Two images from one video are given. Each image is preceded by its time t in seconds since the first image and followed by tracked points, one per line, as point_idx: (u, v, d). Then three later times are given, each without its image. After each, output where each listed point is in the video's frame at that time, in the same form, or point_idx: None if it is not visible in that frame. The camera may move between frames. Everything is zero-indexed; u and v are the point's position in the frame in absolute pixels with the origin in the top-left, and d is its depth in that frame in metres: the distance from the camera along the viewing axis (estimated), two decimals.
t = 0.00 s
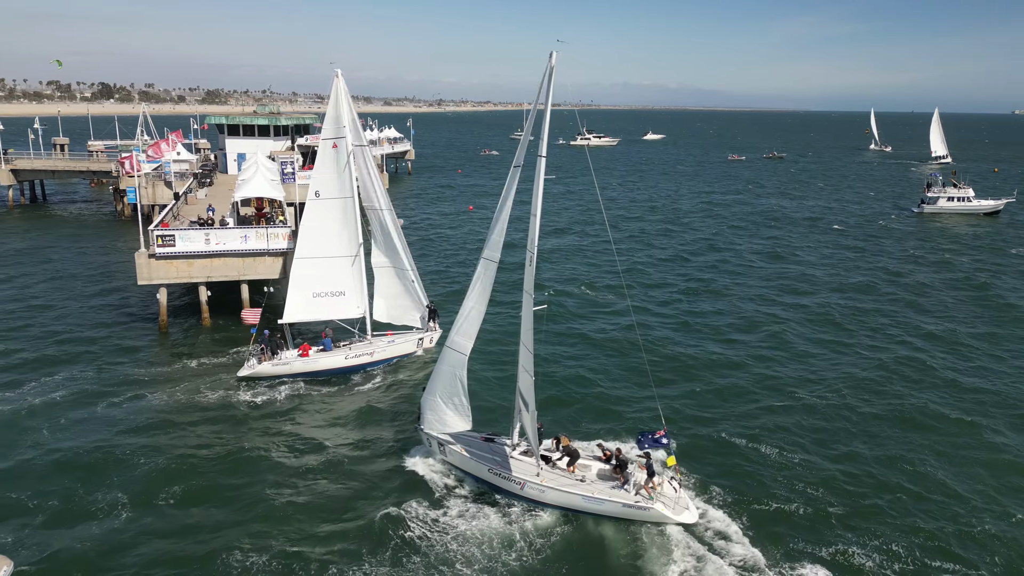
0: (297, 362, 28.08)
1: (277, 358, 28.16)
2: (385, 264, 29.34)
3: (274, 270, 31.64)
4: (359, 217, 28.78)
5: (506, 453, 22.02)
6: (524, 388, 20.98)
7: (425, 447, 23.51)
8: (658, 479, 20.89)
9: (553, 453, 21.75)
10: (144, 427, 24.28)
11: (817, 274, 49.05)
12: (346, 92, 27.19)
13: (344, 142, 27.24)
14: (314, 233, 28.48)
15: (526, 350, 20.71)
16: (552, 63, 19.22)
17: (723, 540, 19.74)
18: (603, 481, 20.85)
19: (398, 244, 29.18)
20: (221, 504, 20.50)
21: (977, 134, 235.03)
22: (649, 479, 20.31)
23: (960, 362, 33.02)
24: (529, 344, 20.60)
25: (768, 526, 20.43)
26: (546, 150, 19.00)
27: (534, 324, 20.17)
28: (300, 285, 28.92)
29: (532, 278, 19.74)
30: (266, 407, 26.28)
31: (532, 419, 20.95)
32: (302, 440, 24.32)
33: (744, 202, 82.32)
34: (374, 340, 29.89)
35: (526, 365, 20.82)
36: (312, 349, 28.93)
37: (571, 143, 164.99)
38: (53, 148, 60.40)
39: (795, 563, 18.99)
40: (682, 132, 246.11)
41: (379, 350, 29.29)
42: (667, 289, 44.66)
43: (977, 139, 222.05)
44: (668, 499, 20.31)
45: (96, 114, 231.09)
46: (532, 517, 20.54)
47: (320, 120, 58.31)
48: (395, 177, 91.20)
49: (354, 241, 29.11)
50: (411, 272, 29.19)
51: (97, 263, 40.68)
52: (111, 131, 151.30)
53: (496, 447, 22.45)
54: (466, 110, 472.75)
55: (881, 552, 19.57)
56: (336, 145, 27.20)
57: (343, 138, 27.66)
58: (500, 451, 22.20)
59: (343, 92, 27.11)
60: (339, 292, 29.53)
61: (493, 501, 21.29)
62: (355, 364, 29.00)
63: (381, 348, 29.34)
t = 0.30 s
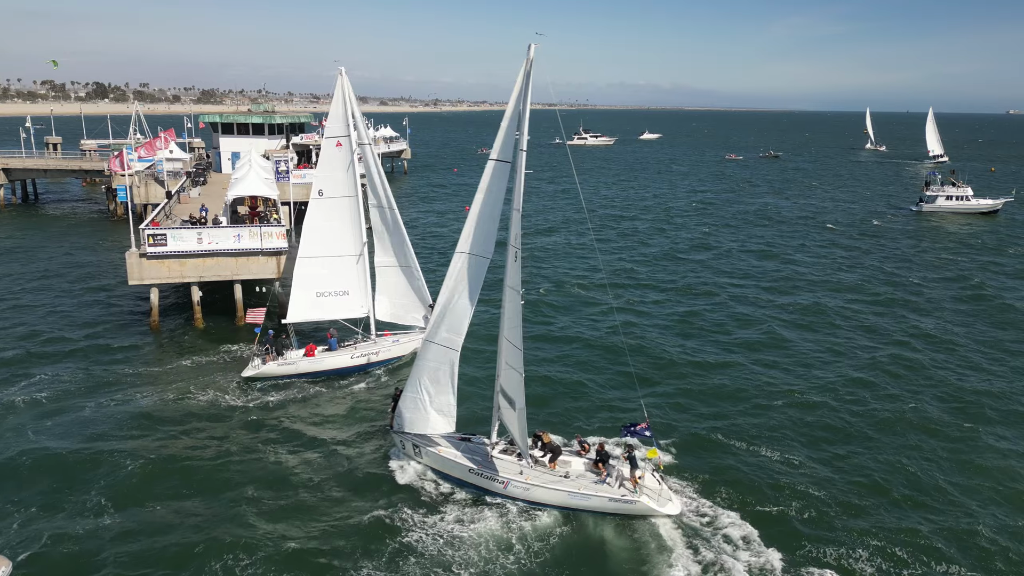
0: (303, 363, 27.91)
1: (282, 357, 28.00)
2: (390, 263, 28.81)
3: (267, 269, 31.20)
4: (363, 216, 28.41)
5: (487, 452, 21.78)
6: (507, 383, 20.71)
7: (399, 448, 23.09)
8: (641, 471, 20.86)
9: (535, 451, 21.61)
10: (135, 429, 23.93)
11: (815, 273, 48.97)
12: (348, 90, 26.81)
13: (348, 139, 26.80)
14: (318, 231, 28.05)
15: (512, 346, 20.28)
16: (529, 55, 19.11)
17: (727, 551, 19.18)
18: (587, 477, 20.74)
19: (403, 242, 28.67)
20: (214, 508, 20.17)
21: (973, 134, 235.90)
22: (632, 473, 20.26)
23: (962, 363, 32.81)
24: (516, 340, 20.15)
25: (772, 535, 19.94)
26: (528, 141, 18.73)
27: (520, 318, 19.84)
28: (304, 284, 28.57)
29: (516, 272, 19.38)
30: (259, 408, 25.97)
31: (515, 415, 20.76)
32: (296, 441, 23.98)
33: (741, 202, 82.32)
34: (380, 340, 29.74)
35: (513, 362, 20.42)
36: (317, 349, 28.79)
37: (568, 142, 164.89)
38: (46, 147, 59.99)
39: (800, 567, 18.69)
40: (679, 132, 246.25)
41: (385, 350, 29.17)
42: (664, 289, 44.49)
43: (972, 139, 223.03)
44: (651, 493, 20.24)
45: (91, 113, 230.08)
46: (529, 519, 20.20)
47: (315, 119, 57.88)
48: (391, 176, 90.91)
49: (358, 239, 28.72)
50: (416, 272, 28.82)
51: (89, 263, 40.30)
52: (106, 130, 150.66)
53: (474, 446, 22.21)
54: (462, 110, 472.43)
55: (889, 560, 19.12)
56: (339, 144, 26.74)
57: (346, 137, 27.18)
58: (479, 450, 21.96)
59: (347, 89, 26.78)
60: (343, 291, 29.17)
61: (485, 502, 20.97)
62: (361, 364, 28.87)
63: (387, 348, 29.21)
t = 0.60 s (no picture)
0: (311, 362, 27.78)
1: (289, 357, 27.82)
2: (393, 262, 28.52)
3: (263, 270, 30.83)
4: (364, 213, 28.09)
5: (467, 454, 21.55)
6: (489, 382, 20.29)
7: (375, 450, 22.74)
8: (621, 467, 21.04)
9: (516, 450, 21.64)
10: (127, 432, 23.63)
11: (815, 273, 48.79)
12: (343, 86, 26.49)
13: (347, 137, 26.50)
14: (318, 231, 27.66)
15: (495, 345, 19.83)
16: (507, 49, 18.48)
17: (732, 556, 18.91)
18: (569, 475, 20.86)
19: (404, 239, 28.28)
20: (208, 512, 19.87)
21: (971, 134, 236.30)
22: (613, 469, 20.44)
23: (966, 364, 32.60)
24: (499, 340, 19.68)
25: (777, 540, 19.69)
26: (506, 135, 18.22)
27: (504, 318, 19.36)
28: (307, 285, 28.25)
29: (498, 270, 19.00)
30: (254, 409, 25.67)
31: (497, 413, 20.43)
32: (292, 443, 23.68)
33: (741, 202, 82.19)
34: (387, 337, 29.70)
35: (497, 362, 19.93)
36: (324, 348, 28.66)
37: (566, 142, 164.66)
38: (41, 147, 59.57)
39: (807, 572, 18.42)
40: (677, 131, 246.09)
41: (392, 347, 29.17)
42: (664, 288, 44.28)
43: (971, 138, 223.30)
44: (632, 489, 20.38)
45: (87, 113, 229.32)
46: (529, 524, 19.87)
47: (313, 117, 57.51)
48: (389, 176, 90.62)
49: (359, 238, 28.39)
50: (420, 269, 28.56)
51: (83, 264, 39.98)
52: (102, 130, 150.12)
53: (452, 448, 21.94)
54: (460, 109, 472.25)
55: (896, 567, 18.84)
56: (337, 142, 26.44)
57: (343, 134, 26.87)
58: (459, 452, 21.73)
59: (343, 86, 26.41)
60: (346, 291, 28.88)
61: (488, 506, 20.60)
62: (369, 362, 28.82)
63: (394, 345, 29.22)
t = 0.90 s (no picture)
0: (321, 359, 27.88)
1: (298, 356, 27.79)
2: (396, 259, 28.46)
3: (261, 270, 30.54)
4: (365, 210, 27.89)
5: (447, 455, 21.31)
6: (469, 381, 20.05)
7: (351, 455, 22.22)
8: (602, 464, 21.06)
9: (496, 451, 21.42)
10: (123, 435, 23.34)
11: (817, 273, 48.61)
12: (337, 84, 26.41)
13: (343, 136, 26.26)
14: (318, 230, 27.37)
15: (476, 345, 19.55)
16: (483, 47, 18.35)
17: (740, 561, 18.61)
18: (551, 476, 20.70)
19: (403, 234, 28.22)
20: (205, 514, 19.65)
21: (971, 134, 236.45)
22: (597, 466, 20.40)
23: (972, 365, 32.34)
24: (481, 339, 19.43)
25: (783, 545, 19.42)
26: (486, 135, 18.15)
27: (486, 318, 19.02)
28: (311, 284, 27.95)
29: (479, 269, 18.77)
30: (253, 411, 25.41)
31: (478, 413, 20.22)
32: (288, 445, 23.39)
33: (741, 201, 82.09)
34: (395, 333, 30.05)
35: (479, 362, 19.64)
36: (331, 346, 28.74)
37: (565, 142, 164.58)
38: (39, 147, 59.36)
39: None
40: (677, 131, 246.04)
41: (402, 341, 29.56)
42: (665, 288, 44.08)
43: (973, 139, 223.76)
44: (615, 486, 20.37)
45: (85, 114, 229.14)
46: (532, 533, 19.53)
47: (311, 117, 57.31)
48: (389, 176, 90.43)
49: (360, 235, 28.15)
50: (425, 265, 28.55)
51: (79, 265, 39.67)
52: (100, 130, 149.84)
53: (432, 450, 21.65)
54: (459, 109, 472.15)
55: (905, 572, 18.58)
56: (335, 140, 26.26)
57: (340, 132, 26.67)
58: (439, 453, 21.47)
59: (336, 84, 26.11)
60: (350, 289, 28.62)
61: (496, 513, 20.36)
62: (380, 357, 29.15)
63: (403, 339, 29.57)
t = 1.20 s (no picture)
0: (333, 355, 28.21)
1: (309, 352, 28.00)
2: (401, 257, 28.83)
3: (260, 270, 30.33)
4: (370, 208, 27.66)
5: (427, 457, 21.07)
6: (446, 381, 19.80)
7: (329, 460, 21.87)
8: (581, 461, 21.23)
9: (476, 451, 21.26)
10: (121, 437, 23.12)
11: (818, 273, 48.47)
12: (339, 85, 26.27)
13: (347, 135, 26.06)
14: (324, 229, 27.10)
15: (453, 344, 19.36)
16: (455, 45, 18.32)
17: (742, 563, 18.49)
18: (533, 475, 20.63)
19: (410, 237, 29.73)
20: (204, 515, 19.55)
21: (972, 133, 236.21)
22: (579, 464, 20.54)
23: (975, 365, 32.19)
24: (457, 339, 19.26)
25: (791, 548, 19.21)
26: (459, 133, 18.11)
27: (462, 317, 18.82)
28: (318, 283, 27.83)
29: (455, 269, 18.60)
30: (252, 412, 25.22)
31: (454, 412, 20.00)
32: (287, 447, 23.16)
33: (742, 201, 81.97)
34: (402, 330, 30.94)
35: (455, 361, 19.44)
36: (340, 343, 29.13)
37: (565, 142, 164.50)
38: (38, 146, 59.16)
39: None
40: (677, 131, 245.86)
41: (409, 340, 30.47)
42: (666, 288, 43.94)
43: (974, 139, 223.48)
44: (595, 485, 20.57)
45: (85, 113, 229.15)
46: (534, 538, 19.29)
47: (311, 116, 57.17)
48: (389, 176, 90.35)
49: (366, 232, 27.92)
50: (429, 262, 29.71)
51: (78, 266, 39.50)
52: (100, 129, 149.68)
53: (412, 452, 21.35)
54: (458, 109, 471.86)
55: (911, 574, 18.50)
56: (337, 139, 25.98)
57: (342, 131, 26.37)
58: (418, 455, 21.19)
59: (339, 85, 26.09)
60: (356, 286, 28.53)
61: (502, 517, 20.19)
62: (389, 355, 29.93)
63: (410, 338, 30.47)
